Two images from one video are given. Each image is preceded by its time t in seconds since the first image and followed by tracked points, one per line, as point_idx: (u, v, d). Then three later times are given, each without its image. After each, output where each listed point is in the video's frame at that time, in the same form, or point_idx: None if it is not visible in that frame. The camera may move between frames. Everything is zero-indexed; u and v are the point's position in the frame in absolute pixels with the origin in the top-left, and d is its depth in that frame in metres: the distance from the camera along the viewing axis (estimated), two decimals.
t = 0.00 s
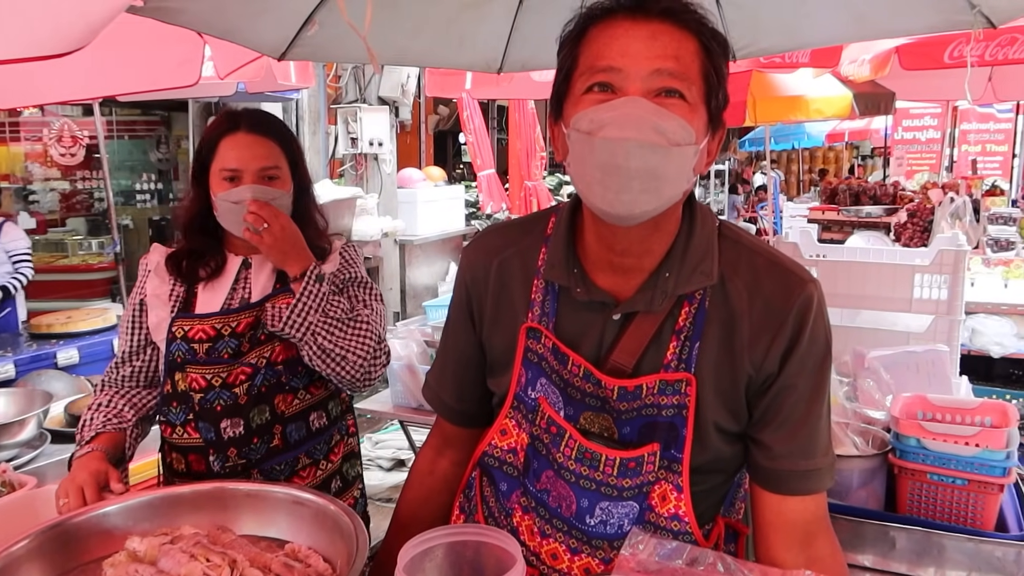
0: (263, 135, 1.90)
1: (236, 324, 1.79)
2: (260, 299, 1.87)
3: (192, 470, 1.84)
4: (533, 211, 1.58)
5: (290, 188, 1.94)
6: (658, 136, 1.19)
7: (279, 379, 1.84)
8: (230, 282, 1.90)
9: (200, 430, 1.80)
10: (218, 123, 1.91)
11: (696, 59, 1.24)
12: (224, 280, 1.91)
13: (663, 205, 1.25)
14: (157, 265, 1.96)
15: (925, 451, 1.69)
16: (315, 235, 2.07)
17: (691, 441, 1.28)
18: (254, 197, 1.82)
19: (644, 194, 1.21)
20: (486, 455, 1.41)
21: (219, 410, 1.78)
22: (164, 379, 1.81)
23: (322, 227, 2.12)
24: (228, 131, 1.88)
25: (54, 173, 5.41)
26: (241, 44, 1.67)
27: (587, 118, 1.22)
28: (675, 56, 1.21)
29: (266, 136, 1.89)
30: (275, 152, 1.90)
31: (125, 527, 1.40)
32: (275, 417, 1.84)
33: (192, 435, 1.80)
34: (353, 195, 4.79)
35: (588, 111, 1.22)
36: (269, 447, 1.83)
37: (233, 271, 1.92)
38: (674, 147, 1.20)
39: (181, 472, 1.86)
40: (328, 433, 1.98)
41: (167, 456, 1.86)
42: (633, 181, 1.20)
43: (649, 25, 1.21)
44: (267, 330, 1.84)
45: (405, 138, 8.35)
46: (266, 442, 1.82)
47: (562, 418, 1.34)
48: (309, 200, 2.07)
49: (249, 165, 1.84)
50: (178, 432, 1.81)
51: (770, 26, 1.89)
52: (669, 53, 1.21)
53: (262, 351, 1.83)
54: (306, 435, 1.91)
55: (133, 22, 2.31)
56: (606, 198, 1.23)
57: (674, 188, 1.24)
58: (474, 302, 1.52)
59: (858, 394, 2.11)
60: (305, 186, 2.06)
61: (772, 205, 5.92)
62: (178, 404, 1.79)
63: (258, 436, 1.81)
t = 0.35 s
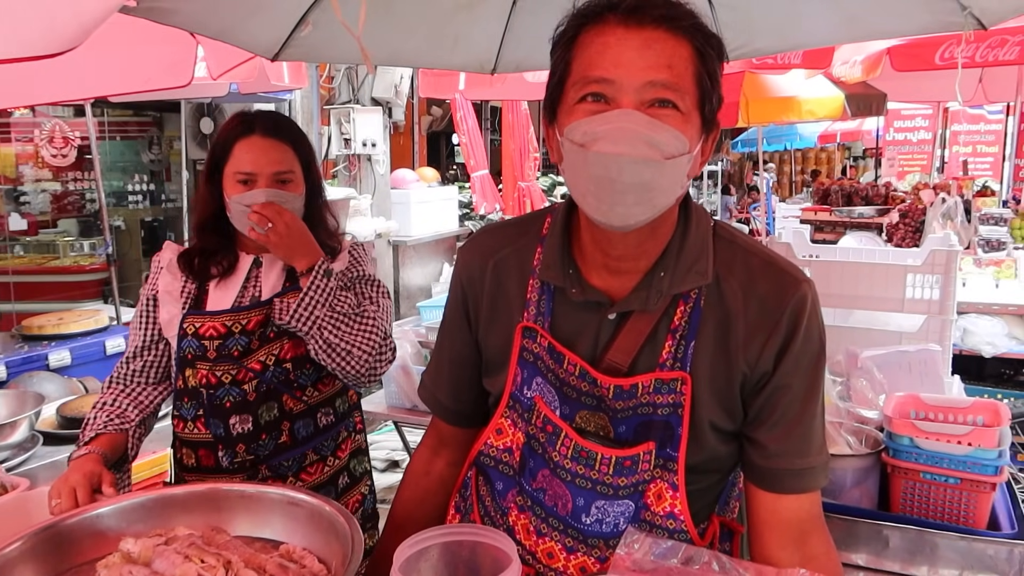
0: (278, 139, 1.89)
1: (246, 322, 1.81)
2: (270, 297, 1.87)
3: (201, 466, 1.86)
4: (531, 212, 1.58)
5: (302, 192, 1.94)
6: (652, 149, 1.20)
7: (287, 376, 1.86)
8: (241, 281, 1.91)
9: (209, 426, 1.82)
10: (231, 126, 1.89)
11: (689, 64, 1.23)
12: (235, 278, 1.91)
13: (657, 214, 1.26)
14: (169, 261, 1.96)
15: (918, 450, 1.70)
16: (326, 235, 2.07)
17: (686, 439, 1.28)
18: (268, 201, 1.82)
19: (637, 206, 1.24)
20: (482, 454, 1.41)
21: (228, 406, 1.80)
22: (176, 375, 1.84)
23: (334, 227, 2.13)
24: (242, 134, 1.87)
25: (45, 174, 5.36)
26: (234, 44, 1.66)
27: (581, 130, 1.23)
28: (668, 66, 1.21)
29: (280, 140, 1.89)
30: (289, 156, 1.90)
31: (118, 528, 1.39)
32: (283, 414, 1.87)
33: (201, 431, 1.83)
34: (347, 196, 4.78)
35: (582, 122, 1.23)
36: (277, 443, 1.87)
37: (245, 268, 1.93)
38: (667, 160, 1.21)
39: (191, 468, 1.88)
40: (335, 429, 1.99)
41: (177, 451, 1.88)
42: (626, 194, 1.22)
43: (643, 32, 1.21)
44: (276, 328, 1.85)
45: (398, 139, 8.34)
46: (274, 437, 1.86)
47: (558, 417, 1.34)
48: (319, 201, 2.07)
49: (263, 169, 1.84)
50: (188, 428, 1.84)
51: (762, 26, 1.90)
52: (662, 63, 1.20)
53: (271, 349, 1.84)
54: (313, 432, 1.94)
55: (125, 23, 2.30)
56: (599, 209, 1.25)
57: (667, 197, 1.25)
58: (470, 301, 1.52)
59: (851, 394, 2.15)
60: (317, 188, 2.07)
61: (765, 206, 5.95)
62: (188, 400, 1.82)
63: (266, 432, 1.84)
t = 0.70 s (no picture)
0: (290, 147, 1.90)
1: (256, 323, 1.82)
2: (281, 298, 1.88)
3: (210, 465, 1.86)
4: (533, 213, 1.58)
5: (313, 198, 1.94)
6: (640, 212, 1.15)
7: (296, 376, 1.86)
8: (251, 283, 1.90)
9: (218, 425, 1.83)
10: (243, 132, 1.90)
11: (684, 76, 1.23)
12: (245, 280, 1.91)
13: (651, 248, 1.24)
14: (180, 262, 1.96)
15: (915, 452, 1.71)
16: (334, 237, 2.07)
17: (687, 439, 1.28)
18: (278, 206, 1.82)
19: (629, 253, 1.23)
20: (483, 454, 1.41)
21: (237, 406, 1.81)
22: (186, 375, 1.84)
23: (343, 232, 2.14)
24: (255, 140, 1.88)
25: (42, 177, 5.33)
26: (231, 48, 1.65)
27: (569, 189, 1.17)
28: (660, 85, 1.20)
29: (291, 147, 1.89)
30: (300, 163, 1.90)
31: (118, 533, 1.39)
32: (291, 414, 1.87)
33: (210, 430, 1.83)
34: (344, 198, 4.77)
35: (567, 183, 1.17)
36: (285, 443, 1.87)
37: (255, 271, 1.92)
38: (656, 218, 1.17)
39: (200, 468, 1.87)
40: (343, 430, 1.98)
41: (186, 451, 1.87)
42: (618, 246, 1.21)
43: (619, 83, 1.13)
44: (285, 329, 1.86)
45: (395, 141, 8.34)
46: (282, 438, 1.86)
47: (559, 418, 1.34)
48: (330, 207, 2.07)
49: (275, 176, 1.85)
50: (197, 427, 1.85)
51: (760, 28, 1.90)
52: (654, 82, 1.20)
53: (280, 350, 1.85)
54: (321, 432, 1.93)
55: (123, 25, 2.29)
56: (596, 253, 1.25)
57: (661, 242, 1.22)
58: (471, 304, 1.52)
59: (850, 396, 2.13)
60: (328, 193, 2.06)
61: (762, 207, 5.96)
62: (198, 399, 1.83)
63: (274, 432, 1.85)
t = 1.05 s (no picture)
0: (295, 145, 1.90)
1: (259, 317, 1.82)
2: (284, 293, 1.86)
3: (213, 459, 1.86)
4: (532, 206, 1.58)
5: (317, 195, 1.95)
6: (640, 197, 1.19)
7: (299, 370, 1.86)
8: (255, 278, 1.90)
9: (221, 420, 1.82)
10: (248, 128, 1.90)
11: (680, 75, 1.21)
12: (248, 276, 1.91)
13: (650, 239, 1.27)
14: (184, 257, 1.97)
15: (913, 445, 1.71)
16: (339, 233, 2.07)
17: (687, 431, 1.28)
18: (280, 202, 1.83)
19: (629, 241, 1.25)
20: (484, 448, 1.41)
21: (241, 400, 1.80)
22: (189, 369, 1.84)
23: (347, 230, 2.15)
24: (259, 138, 1.88)
25: (38, 175, 5.31)
26: (229, 43, 1.65)
27: (569, 176, 1.21)
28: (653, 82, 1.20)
29: (295, 146, 1.89)
30: (304, 161, 1.90)
31: (116, 526, 1.39)
32: (295, 408, 1.86)
33: (212, 425, 1.83)
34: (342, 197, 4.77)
35: (568, 170, 1.21)
36: (288, 437, 1.86)
37: (258, 267, 1.92)
38: (655, 203, 1.20)
39: (203, 462, 1.87)
40: (346, 424, 1.98)
41: (190, 445, 1.87)
42: (618, 235, 1.23)
43: (620, 81, 1.16)
44: (288, 323, 1.85)
45: (393, 140, 8.35)
46: (285, 431, 1.85)
47: (560, 410, 1.35)
48: (334, 204, 2.08)
49: (278, 176, 1.86)
50: (200, 421, 1.84)
51: (758, 24, 1.91)
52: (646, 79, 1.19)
53: (283, 344, 1.84)
54: (324, 426, 1.93)
55: (122, 19, 2.28)
56: (594, 243, 1.27)
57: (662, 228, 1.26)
58: (470, 297, 1.52)
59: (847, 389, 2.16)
60: (333, 191, 2.06)
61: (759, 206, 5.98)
62: (201, 393, 1.82)
63: (277, 426, 1.84)
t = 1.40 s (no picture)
0: (286, 135, 1.89)
1: (256, 316, 1.81)
2: (281, 292, 1.87)
3: (209, 459, 1.86)
4: (528, 202, 1.58)
5: (310, 186, 1.94)
6: (637, 137, 1.20)
7: (296, 371, 1.86)
8: (251, 276, 1.91)
9: (217, 420, 1.83)
10: (240, 122, 1.91)
11: (676, 52, 1.22)
12: (244, 274, 1.91)
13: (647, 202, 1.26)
14: (179, 255, 1.96)
15: (909, 439, 1.72)
16: (335, 231, 2.08)
17: (682, 426, 1.29)
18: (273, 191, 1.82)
19: (628, 195, 1.24)
20: (480, 443, 1.41)
21: (237, 401, 1.81)
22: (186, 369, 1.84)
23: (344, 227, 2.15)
24: (251, 129, 1.89)
25: (35, 171, 5.31)
26: (224, 40, 1.65)
27: (571, 122, 1.23)
28: (652, 55, 1.20)
29: (286, 136, 1.89)
30: (296, 151, 1.90)
31: (114, 523, 1.39)
32: (291, 409, 1.87)
33: (209, 424, 1.83)
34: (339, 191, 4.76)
35: (570, 115, 1.23)
36: (284, 438, 1.86)
37: (254, 265, 1.93)
38: (653, 147, 1.21)
39: (199, 461, 1.87)
40: (342, 425, 1.99)
41: (186, 445, 1.87)
42: (615, 183, 1.22)
43: (626, 23, 1.20)
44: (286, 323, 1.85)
45: (389, 134, 8.34)
46: (281, 432, 1.86)
47: (555, 406, 1.35)
48: (329, 198, 2.07)
49: (269, 165, 1.85)
50: (197, 420, 1.85)
51: (754, 19, 1.90)
52: (646, 51, 1.20)
53: (280, 344, 1.84)
54: (320, 427, 1.94)
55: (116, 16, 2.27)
56: (590, 197, 1.25)
57: (658, 187, 1.25)
58: (466, 292, 1.52)
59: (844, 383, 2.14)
60: (327, 185, 2.06)
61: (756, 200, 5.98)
62: (197, 393, 1.83)
63: (273, 427, 1.84)
